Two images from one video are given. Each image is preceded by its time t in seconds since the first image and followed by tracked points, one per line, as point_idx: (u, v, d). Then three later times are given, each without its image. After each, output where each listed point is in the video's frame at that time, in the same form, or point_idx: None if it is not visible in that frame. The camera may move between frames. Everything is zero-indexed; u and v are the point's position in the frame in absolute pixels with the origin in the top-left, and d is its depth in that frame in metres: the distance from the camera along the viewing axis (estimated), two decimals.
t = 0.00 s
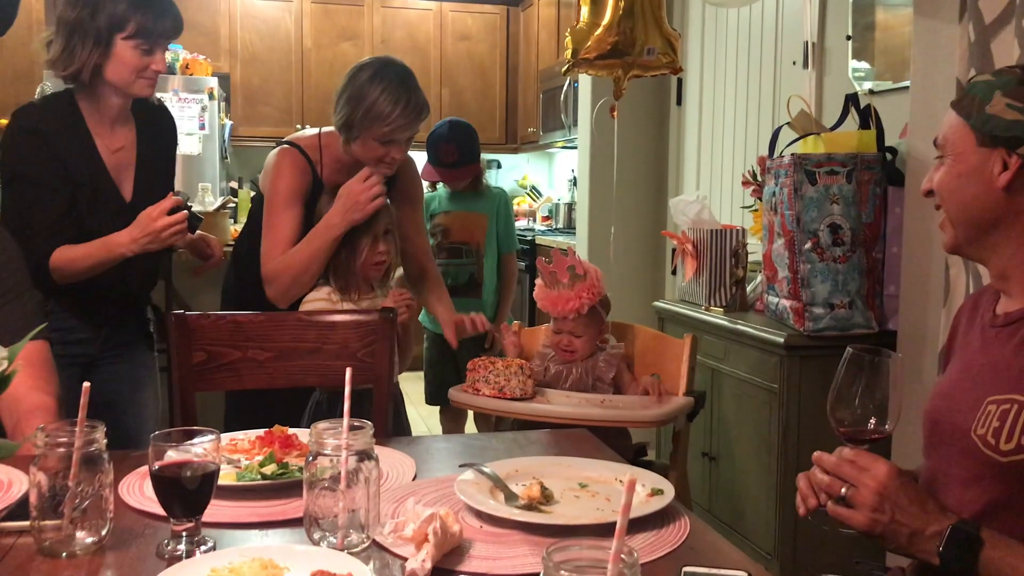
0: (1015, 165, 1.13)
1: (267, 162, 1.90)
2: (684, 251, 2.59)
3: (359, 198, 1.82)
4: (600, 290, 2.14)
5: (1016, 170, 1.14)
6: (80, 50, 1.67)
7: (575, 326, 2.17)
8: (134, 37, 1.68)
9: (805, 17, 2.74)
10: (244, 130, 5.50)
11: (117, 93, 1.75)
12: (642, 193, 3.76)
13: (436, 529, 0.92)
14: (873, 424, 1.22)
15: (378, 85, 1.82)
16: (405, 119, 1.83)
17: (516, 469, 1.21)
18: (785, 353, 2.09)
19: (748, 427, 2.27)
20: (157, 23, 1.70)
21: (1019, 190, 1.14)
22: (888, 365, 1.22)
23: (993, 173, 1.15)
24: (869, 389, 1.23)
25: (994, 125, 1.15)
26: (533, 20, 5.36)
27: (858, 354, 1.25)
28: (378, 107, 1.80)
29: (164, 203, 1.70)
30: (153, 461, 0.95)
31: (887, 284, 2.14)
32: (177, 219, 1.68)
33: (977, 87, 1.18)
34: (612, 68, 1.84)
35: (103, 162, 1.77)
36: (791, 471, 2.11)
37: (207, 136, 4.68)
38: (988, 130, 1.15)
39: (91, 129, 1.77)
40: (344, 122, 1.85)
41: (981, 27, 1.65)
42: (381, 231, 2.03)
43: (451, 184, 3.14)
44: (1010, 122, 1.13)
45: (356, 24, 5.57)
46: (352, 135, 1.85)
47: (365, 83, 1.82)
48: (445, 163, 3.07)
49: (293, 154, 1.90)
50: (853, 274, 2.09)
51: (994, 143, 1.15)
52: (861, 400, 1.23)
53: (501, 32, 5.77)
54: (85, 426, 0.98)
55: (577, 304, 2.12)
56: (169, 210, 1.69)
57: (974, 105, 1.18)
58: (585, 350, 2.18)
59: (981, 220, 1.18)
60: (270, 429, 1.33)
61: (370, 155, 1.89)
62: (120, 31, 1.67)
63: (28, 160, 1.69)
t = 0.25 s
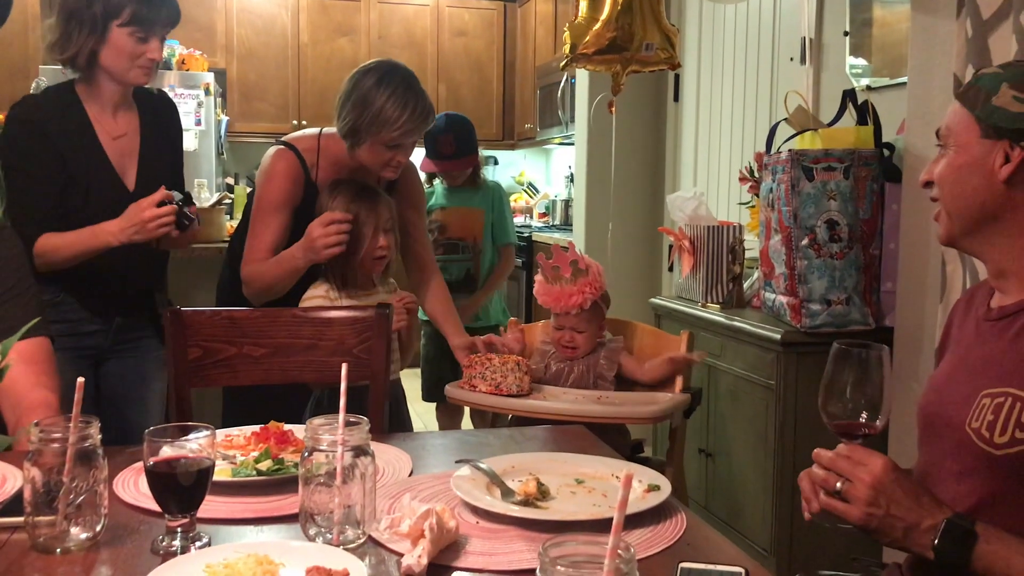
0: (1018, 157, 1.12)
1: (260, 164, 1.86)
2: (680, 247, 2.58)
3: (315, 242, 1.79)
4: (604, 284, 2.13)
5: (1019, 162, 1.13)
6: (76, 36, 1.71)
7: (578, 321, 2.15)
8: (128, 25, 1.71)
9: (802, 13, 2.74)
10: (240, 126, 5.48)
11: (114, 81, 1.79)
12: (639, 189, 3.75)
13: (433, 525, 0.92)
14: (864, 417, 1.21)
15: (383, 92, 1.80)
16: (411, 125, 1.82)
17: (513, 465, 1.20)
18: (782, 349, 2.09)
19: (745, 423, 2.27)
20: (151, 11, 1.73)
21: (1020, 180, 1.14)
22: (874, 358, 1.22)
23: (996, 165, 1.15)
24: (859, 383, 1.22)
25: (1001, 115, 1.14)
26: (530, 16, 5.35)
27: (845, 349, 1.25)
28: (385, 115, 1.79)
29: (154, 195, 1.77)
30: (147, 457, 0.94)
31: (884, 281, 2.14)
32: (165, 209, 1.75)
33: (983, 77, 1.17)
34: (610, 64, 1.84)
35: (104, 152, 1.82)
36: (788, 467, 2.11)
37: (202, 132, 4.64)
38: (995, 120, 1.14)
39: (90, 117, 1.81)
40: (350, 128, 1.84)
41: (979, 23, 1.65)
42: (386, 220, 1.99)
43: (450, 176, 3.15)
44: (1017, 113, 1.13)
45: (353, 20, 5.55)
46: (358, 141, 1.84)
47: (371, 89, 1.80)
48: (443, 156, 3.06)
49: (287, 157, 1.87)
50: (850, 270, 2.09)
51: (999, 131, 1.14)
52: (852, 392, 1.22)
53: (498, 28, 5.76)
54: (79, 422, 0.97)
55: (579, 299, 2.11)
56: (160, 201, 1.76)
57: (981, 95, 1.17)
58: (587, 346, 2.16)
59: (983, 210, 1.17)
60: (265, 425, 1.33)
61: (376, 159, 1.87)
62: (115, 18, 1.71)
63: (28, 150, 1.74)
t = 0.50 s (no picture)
0: (1016, 154, 1.13)
1: (258, 167, 1.84)
2: (677, 246, 2.58)
3: (299, 259, 1.75)
4: (602, 281, 2.13)
5: (1017, 158, 1.13)
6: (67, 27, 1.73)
7: (576, 317, 2.15)
8: (118, 17, 1.73)
9: (799, 12, 2.74)
10: (237, 125, 5.47)
11: (103, 75, 1.80)
12: (637, 188, 3.76)
13: (430, 524, 0.92)
14: (855, 406, 1.21)
15: (383, 96, 1.80)
16: (412, 129, 1.82)
17: (510, 464, 1.20)
18: (778, 348, 2.09)
19: (742, 421, 2.27)
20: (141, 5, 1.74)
21: (1019, 176, 1.14)
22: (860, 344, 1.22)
23: (995, 161, 1.15)
24: (849, 376, 1.22)
25: (998, 113, 1.14)
26: (528, 15, 5.35)
27: (832, 338, 1.25)
28: (385, 119, 1.79)
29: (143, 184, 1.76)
30: (144, 457, 0.94)
31: (880, 279, 2.15)
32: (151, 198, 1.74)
33: (981, 75, 1.18)
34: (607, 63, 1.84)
35: (95, 144, 1.82)
36: (785, 465, 2.11)
37: (200, 131, 4.62)
38: (994, 117, 1.15)
39: (82, 110, 1.81)
40: (350, 133, 1.83)
41: (975, 21, 1.65)
42: (398, 225, 2.01)
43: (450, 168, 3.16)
44: (1016, 110, 1.13)
45: (350, 19, 5.55)
46: (358, 145, 1.84)
47: (370, 93, 1.80)
48: (447, 142, 3.08)
49: (284, 159, 1.87)
50: (847, 269, 2.09)
51: (1000, 128, 1.14)
52: (841, 381, 1.22)
53: (495, 27, 5.76)
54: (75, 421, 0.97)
55: (577, 295, 2.11)
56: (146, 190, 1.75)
57: (980, 93, 1.17)
58: (585, 343, 2.17)
59: (980, 209, 1.18)
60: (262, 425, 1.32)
61: (375, 163, 1.87)
62: (105, 10, 1.72)
63: (18, 144, 1.74)
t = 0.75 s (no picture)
0: (1014, 154, 1.14)
1: (256, 166, 1.85)
2: (675, 246, 2.59)
3: (300, 265, 1.73)
4: (596, 277, 2.14)
5: (1016, 158, 1.14)
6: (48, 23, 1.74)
7: (570, 313, 2.16)
8: (103, 13, 1.73)
9: (797, 12, 2.74)
10: (235, 124, 5.47)
11: (87, 71, 1.80)
12: (635, 188, 3.76)
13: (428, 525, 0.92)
14: (853, 408, 1.21)
15: (383, 95, 1.80)
16: (413, 127, 1.82)
17: (508, 464, 1.21)
18: (777, 348, 2.09)
19: (740, 422, 2.27)
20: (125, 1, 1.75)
21: (1016, 176, 1.15)
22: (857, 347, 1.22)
23: (994, 160, 1.15)
24: (848, 376, 1.22)
25: (996, 113, 1.15)
26: (526, 15, 5.35)
27: (829, 340, 1.25)
28: (385, 117, 1.79)
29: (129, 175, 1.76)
30: (142, 457, 0.94)
31: (878, 280, 2.15)
32: (138, 189, 1.74)
33: (979, 77, 1.18)
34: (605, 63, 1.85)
35: (84, 139, 1.83)
36: (783, 466, 2.12)
37: (197, 130, 4.64)
38: (990, 118, 1.15)
39: (67, 104, 1.82)
40: (350, 132, 1.83)
41: (973, 22, 1.65)
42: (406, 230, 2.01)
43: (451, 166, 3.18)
44: (1012, 110, 1.14)
45: (348, 18, 5.55)
46: (358, 144, 1.84)
47: (369, 92, 1.80)
48: (449, 138, 3.12)
49: (283, 159, 1.87)
50: (845, 269, 2.09)
51: (997, 129, 1.15)
52: (838, 383, 1.22)
53: (493, 26, 5.76)
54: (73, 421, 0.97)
55: (569, 290, 2.12)
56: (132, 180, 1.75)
57: (975, 95, 1.18)
58: (582, 340, 2.17)
59: (978, 210, 1.18)
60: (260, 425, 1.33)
61: (375, 162, 1.87)
62: (88, 5, 1.73)
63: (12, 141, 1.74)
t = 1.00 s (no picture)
0: (1019, 155, 1.13)
1: (256, 167, 1.85)
2: (674, 247, 2.59)
3: (299, 269, 1.72)
4: (592, 278, 2.13)
5: (1021, 160, 1.13)
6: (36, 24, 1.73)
7: (567, 313, 2.17)
8: (90, 12, 1.72)
9: (796, 14, 2.74)
10: (235, 125, 5.47)
11: (77, 71, 1.80)
12: (634, 189, 3.76)
13: (428, 527, 0.92)
14: (853, 409, 1.21)
15: (383, 94, 1.80)
16: (414, 125, 1.82)
17: (507, 466, 1.20)
18: (776, 350, 2.09)
19: (739, 424, 2.27)
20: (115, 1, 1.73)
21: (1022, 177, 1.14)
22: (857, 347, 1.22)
23: (999, 162, 1.15)
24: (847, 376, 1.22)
25: (1002, 114, 1.15)
26: (525, 16, 5.34)
27: (828, 341, 1.25)
28: (386, 116, 1.79)
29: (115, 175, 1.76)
30: (141, 459, 0.95)
31: (878, 282, 2.15)
32: (123, 190, 1.74)
33: (984, 77, 1.18)
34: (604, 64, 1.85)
35: (73, 139, 1.83)
36: (781, 468, 2.12)
37: (196, 131, 4.64)
38: (995, 118, 1.15)
39: (55, 103, 1.82)
40: (350, 132, 1.83)
41: (972, 24, 1.65)
42: (411, 233, 2.00)
43: (449, 167, 3.17)
44: (1018, 111, 1.13)
45: (348, 19, 5.55)
46: (359, 144, 1.84)
47: (369, 92, 1.80)
48: (449, 138, 3.13)
49: (283, 159, 1.87)
50: (844, 271, 2.09)
51: (1003, 129, 1.14)
52: (839, 385, 1.22)
53: (492, 27, 5.76)
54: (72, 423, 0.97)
55: (564, 291, 2.13)
56: (118, 181, 1.75)
57: (983, 94, 1.17)
58: (581, 339, 2.17)
59: (979, 212, 1.18)
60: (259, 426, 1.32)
61: (377, 162, 1.87)
62: (76, 5, 1.72)
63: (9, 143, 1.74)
